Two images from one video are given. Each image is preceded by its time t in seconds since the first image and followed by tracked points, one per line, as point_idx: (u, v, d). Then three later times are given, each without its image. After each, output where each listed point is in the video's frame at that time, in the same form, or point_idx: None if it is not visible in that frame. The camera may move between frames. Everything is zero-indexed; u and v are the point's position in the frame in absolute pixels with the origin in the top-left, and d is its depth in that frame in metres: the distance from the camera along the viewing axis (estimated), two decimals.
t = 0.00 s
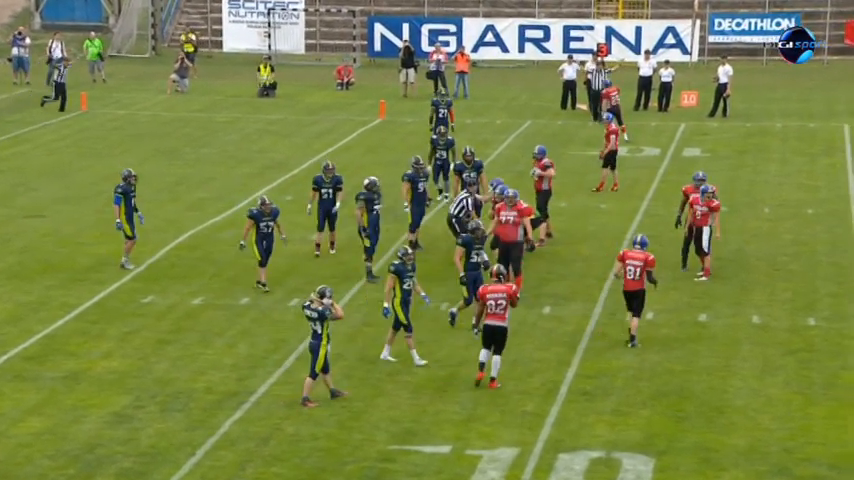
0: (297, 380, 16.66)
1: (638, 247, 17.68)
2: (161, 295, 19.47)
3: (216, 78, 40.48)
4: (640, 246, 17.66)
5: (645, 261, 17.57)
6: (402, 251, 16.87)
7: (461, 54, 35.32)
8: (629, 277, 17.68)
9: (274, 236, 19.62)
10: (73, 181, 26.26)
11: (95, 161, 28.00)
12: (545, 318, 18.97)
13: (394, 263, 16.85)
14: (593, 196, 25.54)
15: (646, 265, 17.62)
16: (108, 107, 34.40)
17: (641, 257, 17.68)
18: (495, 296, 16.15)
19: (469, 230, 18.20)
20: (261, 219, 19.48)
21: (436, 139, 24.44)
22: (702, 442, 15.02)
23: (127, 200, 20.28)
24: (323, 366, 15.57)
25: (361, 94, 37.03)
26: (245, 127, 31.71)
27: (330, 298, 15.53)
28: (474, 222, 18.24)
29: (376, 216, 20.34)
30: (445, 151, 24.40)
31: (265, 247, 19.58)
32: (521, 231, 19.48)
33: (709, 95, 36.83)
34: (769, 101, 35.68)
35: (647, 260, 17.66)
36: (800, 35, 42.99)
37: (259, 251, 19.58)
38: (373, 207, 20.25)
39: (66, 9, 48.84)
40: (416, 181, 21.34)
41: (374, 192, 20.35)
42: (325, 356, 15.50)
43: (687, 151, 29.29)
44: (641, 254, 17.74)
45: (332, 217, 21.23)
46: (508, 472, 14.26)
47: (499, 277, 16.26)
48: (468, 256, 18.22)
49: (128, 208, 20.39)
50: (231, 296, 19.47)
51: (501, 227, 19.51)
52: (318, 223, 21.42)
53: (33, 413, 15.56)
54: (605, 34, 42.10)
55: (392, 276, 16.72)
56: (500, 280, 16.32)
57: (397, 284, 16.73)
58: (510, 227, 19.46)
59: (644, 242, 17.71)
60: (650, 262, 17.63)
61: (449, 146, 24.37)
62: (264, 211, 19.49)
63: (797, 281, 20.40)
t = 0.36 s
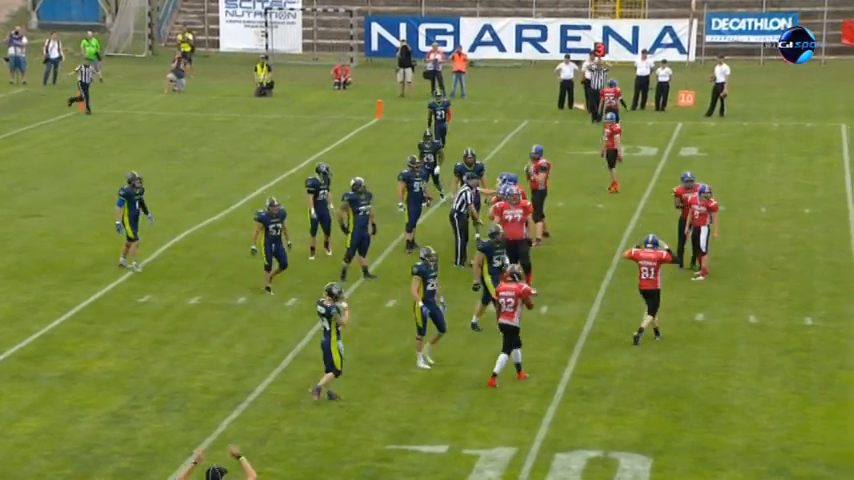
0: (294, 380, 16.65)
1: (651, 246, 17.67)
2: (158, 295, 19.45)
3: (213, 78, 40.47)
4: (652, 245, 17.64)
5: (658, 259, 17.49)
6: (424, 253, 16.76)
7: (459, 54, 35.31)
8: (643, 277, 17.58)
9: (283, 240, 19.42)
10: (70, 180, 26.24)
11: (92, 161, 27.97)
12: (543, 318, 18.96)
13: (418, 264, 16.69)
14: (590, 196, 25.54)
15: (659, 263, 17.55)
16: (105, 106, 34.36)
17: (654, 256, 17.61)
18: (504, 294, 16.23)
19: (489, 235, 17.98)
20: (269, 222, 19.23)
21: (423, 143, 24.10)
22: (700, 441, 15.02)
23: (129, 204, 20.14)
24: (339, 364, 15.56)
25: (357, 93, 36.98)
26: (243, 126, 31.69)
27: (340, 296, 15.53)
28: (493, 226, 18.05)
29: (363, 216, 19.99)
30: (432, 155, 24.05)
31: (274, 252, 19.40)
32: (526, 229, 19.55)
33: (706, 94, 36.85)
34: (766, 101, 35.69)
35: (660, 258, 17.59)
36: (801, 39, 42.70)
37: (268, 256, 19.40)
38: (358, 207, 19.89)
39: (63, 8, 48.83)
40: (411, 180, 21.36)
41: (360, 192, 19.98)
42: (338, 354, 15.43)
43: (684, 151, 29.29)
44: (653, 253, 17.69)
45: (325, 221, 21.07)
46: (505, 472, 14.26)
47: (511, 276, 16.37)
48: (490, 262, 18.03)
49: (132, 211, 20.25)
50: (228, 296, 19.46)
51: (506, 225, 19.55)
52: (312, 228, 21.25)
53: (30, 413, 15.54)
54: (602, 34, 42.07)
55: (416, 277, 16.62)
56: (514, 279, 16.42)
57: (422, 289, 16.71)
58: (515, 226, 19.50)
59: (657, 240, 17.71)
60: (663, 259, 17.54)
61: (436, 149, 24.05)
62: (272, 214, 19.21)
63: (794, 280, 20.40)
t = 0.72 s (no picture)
0: (289, 378, 16.63)
1: (663, 240, 17.80)
2: (154, 293, 19.42)
3: (209, 76, 40.43)
4: (663, 238, 17.78)
5: (670, 252, 17.67)
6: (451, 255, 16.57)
7: (455, 52, 35.29)
8: (655, 270, 17.84)
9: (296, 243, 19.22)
10: (66, 178, 26.21)
11: (88, 159, 27.94)
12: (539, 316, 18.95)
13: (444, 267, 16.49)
14: (587, 195, 25.52)
15: (670, 256, 17.73)
16: (101, 104, 34.32)
17: (665, 249, 17.77)
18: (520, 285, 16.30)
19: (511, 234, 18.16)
20: (285, 225, 19.02)
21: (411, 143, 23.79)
22: (696, 439, 15.01)
23: (134, 203, 19.84)
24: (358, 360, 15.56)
25: (353, 92, 36.93)
26: (239, 124, 31.66)
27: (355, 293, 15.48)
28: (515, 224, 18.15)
29: (345, 216, 19.78)
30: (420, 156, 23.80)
31: (284, 254, 19.20)
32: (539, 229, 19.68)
33: (703, 92, 36.84)
34: (763, 99, 35.67)
35: (673, 250, 17.75)
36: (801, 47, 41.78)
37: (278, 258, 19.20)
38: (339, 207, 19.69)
39: (59, 6, 48.81)
40: (405, 180, 21.41)
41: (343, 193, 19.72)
42: (356, 351, 15.45)
43: (681, 149, 29.28)
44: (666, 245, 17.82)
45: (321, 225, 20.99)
46: (501, 470, 14.24)
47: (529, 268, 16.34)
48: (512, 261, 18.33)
49: (138, 211, 20.00)
50: (224, 294, 19.44)
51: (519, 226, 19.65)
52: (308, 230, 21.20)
53: (25, 412, 15.52)
54: (599, 32, 42.01)
55: (442, 280, 16.39)
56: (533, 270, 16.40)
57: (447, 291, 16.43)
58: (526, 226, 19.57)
59: (669, 233, 17.81)
60: (675, 252, 17.70)
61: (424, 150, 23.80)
62: (287, 218, 18.99)
63: (791, 279, 20.39)
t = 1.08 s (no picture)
0: (283, 375, 16.59)
1: (676, 232, 17.71)
2: (148, 290, 19.37)
3: (203, 72, 40.37)
4: (676, 232, 17.69)
5: (682, 246, 17.67)
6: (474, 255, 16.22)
7: (449, 49, 35.25)
8: (668, 262, 17.85)
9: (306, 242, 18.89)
10: (59, 175, 26.13)
11: (80, 155, 27.86)
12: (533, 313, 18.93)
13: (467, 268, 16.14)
14: (582, 192, 25.49)
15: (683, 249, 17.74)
16: (94, 101, 34.24)
17: (678, 242, 17.75)
18: (542, 278, 16.34)
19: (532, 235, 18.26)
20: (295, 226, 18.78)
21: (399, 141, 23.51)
22: (690, 437, 15.00)
23: (146, 203, 19.67)
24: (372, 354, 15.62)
25: (347, 88, 36.88)
26: (232, 121, 31.60)
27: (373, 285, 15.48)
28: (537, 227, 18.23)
29: (333, 215, 19.65)
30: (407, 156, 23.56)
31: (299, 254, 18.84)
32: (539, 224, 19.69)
33: (698, 89, 36.83)
34: (757, 96, 35.66)
35: (686, 244, 17.73)
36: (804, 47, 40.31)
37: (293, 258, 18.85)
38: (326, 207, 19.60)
39: (51, 2, 48.68)
40: (396, 179, 21.24)
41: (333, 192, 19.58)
42: (370, 347, 15.53)
43: (675, 146, 29.25)
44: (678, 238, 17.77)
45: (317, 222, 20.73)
46: (496, 467, 14.23)
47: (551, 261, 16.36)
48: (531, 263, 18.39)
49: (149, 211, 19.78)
50: (218, 292, 19.39)
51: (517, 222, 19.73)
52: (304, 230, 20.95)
53: (18, 409, 15.47)
54: (593, 28, 41.99)
55: (464, 281, 16.11)
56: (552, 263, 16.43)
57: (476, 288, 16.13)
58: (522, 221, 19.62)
59: (681, 226, 17.77)
60: (687, 245, 17.71)
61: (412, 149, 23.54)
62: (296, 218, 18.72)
63: (785, 275, 20.38)
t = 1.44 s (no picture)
0: (277, 373, 16.58)
1: (679, 227, 17.95)
2: (142, 288, 19.35)
3: (197, 70, 40.30)
4: (680, 227, 17.88)
5: (688, 241, 17.79)
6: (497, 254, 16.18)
7: (443, 46, 35.24)
8: (672, 258, 17.92)
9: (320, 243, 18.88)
10: (52, 173, 26.07)
11: (73, 153, 27.81)
12: (527, 310, 18.93)
13: (490, 267, 16.05)
14: (576, 189, 25.49)
15: (689, 244, 17.86)
16: (88, 98, 34.17)
17: (683, 237, 17.89)
18: (559, 273, 16.44)
19: (540, 235, 17.62)
20: (309, 226, 18.64)
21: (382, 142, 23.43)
22: (683, 434, 15.01)
23: (153, 205, 19.64)
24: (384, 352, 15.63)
25: (341, 85, 36.84)
26: (226, 119, 31.55)
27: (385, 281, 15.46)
28: (546, 226, 17.59)
29: (330, 215, 19.73)
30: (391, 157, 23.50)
31: (310, 255, 18.82)
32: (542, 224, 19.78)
33: (691, 86, 36.85)
34: (750, 93, 35.68)
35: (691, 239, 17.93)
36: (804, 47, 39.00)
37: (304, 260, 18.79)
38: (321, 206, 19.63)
39: None
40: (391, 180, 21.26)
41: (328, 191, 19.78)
42: (384, 344, 15.50)
43: (669, 144, 29.26)
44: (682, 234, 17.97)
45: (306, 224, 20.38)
46: (490, 465, 14.25)
47: (566, 256, 16.48)
48: (539, 263, 17.63)
49: (158, 213, 19.68)
50: (211, 289, 19.37)
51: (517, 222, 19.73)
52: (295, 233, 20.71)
53: (12, 407, 15.45)
54: (587, 26, 42.02)
55: (488, 281, 16.01)
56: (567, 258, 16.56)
57: (502, 288, 16.06)
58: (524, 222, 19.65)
59: (685, 222, 17.93)
60: (692, 241, 17.85)
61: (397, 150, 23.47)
62: (310, 218, 18.60)
63: (779, 273, 20.39)
